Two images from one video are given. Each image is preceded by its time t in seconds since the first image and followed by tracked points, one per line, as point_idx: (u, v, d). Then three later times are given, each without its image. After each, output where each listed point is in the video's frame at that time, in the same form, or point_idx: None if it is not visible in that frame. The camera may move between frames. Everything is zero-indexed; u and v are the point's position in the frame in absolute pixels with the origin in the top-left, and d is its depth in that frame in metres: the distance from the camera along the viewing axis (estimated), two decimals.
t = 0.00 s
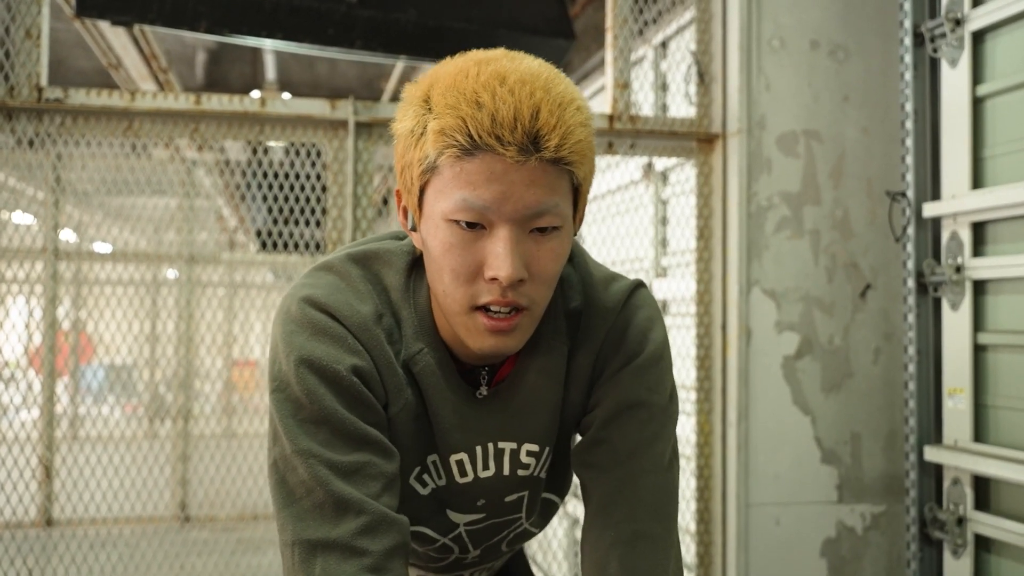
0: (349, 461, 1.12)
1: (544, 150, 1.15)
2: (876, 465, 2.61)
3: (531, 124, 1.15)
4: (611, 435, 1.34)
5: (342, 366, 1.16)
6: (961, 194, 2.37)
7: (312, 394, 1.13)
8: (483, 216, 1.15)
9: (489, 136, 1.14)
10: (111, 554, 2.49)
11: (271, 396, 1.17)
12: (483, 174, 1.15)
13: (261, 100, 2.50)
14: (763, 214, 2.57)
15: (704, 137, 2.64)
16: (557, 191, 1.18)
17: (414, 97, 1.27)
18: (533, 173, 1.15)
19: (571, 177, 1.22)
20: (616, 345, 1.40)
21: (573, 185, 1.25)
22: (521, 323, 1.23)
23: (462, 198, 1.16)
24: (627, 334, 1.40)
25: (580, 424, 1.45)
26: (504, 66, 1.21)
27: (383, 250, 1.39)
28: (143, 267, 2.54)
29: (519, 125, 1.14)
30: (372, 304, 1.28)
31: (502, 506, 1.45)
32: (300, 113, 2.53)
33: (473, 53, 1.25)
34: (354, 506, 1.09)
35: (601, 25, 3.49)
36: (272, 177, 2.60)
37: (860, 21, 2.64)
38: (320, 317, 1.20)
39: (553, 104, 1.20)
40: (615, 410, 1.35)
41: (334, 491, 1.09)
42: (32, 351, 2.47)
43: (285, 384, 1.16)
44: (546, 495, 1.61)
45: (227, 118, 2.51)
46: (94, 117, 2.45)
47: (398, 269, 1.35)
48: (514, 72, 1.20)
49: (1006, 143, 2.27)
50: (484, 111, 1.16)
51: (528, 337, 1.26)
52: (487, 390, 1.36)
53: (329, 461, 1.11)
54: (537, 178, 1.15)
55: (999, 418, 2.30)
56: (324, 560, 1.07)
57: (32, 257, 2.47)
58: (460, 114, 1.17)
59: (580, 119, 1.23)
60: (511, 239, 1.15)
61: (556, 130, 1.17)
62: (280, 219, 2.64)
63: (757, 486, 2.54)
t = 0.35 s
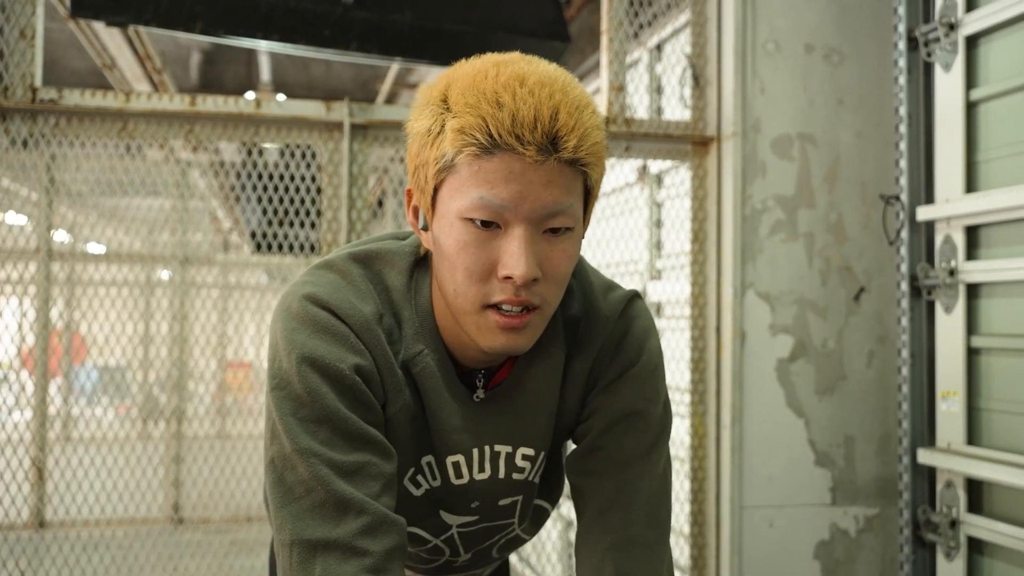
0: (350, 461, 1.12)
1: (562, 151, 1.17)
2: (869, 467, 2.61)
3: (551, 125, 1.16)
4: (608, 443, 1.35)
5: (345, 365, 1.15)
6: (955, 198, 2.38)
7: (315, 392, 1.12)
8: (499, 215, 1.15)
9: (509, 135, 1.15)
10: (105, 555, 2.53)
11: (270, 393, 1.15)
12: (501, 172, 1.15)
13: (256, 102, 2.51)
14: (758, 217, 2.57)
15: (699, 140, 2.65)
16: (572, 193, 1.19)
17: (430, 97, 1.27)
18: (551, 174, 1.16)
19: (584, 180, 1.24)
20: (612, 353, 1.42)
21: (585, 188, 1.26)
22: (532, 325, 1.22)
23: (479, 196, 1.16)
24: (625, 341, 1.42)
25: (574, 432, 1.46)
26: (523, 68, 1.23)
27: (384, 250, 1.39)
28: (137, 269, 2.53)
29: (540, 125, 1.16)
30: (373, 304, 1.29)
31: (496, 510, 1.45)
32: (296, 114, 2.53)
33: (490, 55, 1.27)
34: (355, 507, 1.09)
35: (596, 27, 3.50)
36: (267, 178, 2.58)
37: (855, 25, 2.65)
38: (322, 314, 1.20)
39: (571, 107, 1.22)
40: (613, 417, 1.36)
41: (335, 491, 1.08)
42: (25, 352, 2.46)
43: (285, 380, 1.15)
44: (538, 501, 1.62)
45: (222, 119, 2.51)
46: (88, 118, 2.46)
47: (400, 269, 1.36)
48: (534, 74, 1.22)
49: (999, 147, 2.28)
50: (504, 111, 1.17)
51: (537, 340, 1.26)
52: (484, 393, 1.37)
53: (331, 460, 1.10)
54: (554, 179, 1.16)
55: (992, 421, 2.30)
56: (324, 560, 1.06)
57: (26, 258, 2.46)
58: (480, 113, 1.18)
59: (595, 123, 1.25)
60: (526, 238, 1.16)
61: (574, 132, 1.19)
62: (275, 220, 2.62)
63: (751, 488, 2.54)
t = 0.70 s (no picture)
0: (342, 468, 1.15)
1: (535, 150, 1.18)
2: (872, 467, 2.61)
3: (523, 124, 1.17)
4: (605, 439, 1.36)
5: (335, 373, 1.19)
6: (959, 198, 2.37)
7: (305, 401, 1.16)
8: (474, 217, 1.17)
9: (480, 137, 1.16)
10: (108, 556, 2.49)
11: (265, 404, 1.21)
12: (475, 175, 1.17)
13: (259, 102, 2.51)
14: (761, 217, 2.57)
15: (702, 140, 2.65)
16: (549, 191, 1.20)
17: (404, 100, 1.29)
18: (525, 173, 1.17)
19: (562, 177, 1.24)
20: (605, 349, 1.42)
21: (564, 185, 1.27)
22: (514, 324, 1.24)
23: (454, 199, 1.17)
24: (616, 338, 1.41)
25: (571, 428, 1.47)
26: (494, 66, 1.24)
27: (373, 256, 1.41)
28: (141, 269, 2.54)
29: (511, 125, 1.17)
30: (363, 311, 1.32)
31: (494, 511, 1.50)
32: (299, 114, 2.53)
33: (462, 56, 1.28)
34: (348, 512, 1.11)
35: (598, 27, 3.49)
36: (269, 179, 2.60)
37: (858, 24, 2.65)
38: (311, 325, 1.23)
39: (544, 105, 1.22)
40: (607, 412, 1.36)
41: (327, 496, 1.11)
42: (28, 353, 2.47)
43: (278, 393, 1.19)
44: (538, 499, 1.63)
45: (226, 119, 2.51)
46: (92, 119, 2.46)
47: (388, 276, 1.38)
48: (504, 73, 1.23)
49: (1003, 147, 2.28)
50: (475, 113, 1.18)
51: (521, 339, 1.27)
52: (478, 393, 1.39)
53: (322, 467, 1.13)
54: (529, 179, 1.17)
55: (996, 421, 2.30)
56: (317, 565, 1.08)
57: (29, 258, 2.44)
58: (451, 116, 1.19)
59: (571, 120, 1.26)
60: (503, 239, 1.17)
61: (547, 130, 1.20)
62: (278, 221, 2.62)
63: (754, 488, 2.54)
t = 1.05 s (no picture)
0: (355, 463, 1.15)
1: (563, 142, 1.17)
2: (872, 467, 2.59)
3: (552, 115, 1.17)
4: (609, 442, 1.37)
5: (350, 366, 1.19)
6: (959, 196, 2.36)
7: (319, 394, 1.15)
8: (501, 208, 1.15)
9: (510, 126, 1.14)
10: (100, 559, 2.48)
11: (275, 395, 1.19)
12: (503, 165, 1.15)
13: (253, 101, 2.49)
14: (759, 216, 2.56)
15: (699, 139, 2.63)
16: (575, 185, 1.18)
17: (428, 95, 1.28)
18: (553, 164, 1.15)
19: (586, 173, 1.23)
20: (616, 352, 1.44)
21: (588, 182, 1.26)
22: (539, 321, 1.21)
23: (481, 188, 1.15)
24: (629, 340, 1.44)
25: (576, 432, 1.48)
26: (522, 61, 1.24)
27: (387, 251, 1.42)
28: (133, 269, 2.51)
29: (540, 115, 1.16)
30: (377, 305, 1.32)
31: (499, 511, 1.48)
32: (294, 113, 2.51)
33: (489, 52, 1.28)
34: (360, 509, 1.11)
35: (594, 26, 3.48)
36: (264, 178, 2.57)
37: (856, 22, 2.63)
38: (326, 316, 1.23)
39: (571, 99, 1.22)
40: (614, 416, 1.38)
41: (340, 492, 1.10)
42: (19, 354, 2.42)
43: (291, 384, 1.18)
44: (541, 501, 1.64)
45: (219, 119, 2.50)
46: (84, 118, 2.44)
47: (404, 268, 1.39)
48: (533, 67, 1.23)
49: (1003, 145, 2.27)
50: (504, 103, 1.17)
51: (543, 338, 1.25)
52: (487, 393, 1.38)
53: (335, 462, 1.13)
54: (557, 170, 1.16)
55: (996, 420, 2.29)
56: (328, 563, 1.08)
57: (21, 260, 2.43)
58: (480, 106, 1.18)
59: (596, 117, 1.26)
60: (530, 230, 1.15)
61: (574, 123, 1.19)
62: (272, 220, 2.60)
63: (752, 489, 2.52)
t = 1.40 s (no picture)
0: (333, 475, 1.19)
1: (520, 142, 1.22)
2: (878, 472, 2.55)
3: (507, 116, 1.22)
4: (600, 444, 1.38)
5: (324, 379, 1.22)
6: (965, 196, 2.31)
7: (294, 408, 1.19)
8: (462, 213, 1.21)
9: (465, 130, 1.20)
10: (93, 567, 2.43)
11: (254, 410, 1.24)
12: (461, 170, 1.21)
13: (248, 100, 2.45)
14: (763, 216, 2.51)
15: (702, 138, 2.58)
16: (536, 185, 1.24)
17: (388, 100, 1.34)
18: (510, 166, 1.21)
19: (551, 173, 1.28)
20: (603, 352, 1.44)
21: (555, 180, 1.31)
22: (507, 323, 1.26)
23: (440, 195, 1.21)
24: (615, 341, 1.43)
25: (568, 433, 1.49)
26: (478, 61, 1.29)
27: (363, 260, 1.45)
28: (126, 271, 2.46)
29: (495, 116, 1.21)
30: (353, 315, 1.36)
31: (489, 520, 1.51)
32: (291, 112, 2.47)
33: (446, 53, 1.33)
34: (339, 521, 1.15)
35: (595, 23, 3.43)
36: (259, 178, 2.54)
37: (861, 19, 2.59)
38: (301, 330, 1.28)
39: (529, 96, 1.27)
40: (605, 416, 1.38)
41: (317, 505, 1.15)
42: (11, 358, 2.38)
43: (267, 398, 1.23)
44: (535, 507, 1.66)
45: (214, 118, 2.45)
46: (76, 117, 2.40)
47: (380, 279, 1.41)
48: (488, 66, 1.28)
49: (1010, 144, 2.22)
50: (458, 105, 1.23)
51: (514, 339, 1.30)
52: (472, 400, 1.41)
53: (312, 475, 1.17)
54: (515, 172, 1.21)
55: (1004, 425, 2.24)
56: (308, 573, 1.13)
57: (13, 261, 2.41)
58: (435, 110, 1.24)
59: (557, 113, 1.30)
60: (490, 235, 1.20)
61: (532, 121, 1.24)
62: (268, 221, 2.56)
63: (757, 495, 2.48)
